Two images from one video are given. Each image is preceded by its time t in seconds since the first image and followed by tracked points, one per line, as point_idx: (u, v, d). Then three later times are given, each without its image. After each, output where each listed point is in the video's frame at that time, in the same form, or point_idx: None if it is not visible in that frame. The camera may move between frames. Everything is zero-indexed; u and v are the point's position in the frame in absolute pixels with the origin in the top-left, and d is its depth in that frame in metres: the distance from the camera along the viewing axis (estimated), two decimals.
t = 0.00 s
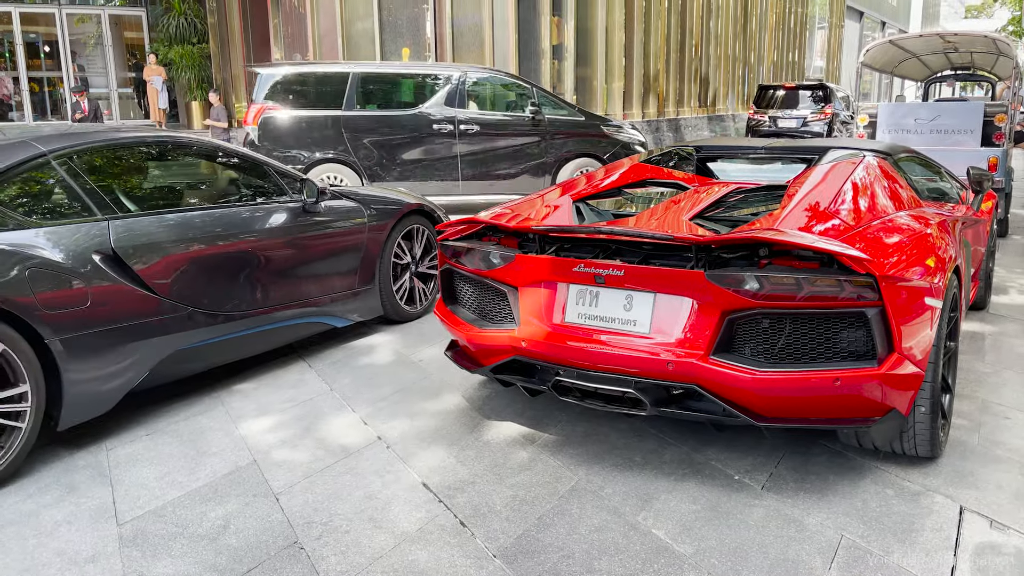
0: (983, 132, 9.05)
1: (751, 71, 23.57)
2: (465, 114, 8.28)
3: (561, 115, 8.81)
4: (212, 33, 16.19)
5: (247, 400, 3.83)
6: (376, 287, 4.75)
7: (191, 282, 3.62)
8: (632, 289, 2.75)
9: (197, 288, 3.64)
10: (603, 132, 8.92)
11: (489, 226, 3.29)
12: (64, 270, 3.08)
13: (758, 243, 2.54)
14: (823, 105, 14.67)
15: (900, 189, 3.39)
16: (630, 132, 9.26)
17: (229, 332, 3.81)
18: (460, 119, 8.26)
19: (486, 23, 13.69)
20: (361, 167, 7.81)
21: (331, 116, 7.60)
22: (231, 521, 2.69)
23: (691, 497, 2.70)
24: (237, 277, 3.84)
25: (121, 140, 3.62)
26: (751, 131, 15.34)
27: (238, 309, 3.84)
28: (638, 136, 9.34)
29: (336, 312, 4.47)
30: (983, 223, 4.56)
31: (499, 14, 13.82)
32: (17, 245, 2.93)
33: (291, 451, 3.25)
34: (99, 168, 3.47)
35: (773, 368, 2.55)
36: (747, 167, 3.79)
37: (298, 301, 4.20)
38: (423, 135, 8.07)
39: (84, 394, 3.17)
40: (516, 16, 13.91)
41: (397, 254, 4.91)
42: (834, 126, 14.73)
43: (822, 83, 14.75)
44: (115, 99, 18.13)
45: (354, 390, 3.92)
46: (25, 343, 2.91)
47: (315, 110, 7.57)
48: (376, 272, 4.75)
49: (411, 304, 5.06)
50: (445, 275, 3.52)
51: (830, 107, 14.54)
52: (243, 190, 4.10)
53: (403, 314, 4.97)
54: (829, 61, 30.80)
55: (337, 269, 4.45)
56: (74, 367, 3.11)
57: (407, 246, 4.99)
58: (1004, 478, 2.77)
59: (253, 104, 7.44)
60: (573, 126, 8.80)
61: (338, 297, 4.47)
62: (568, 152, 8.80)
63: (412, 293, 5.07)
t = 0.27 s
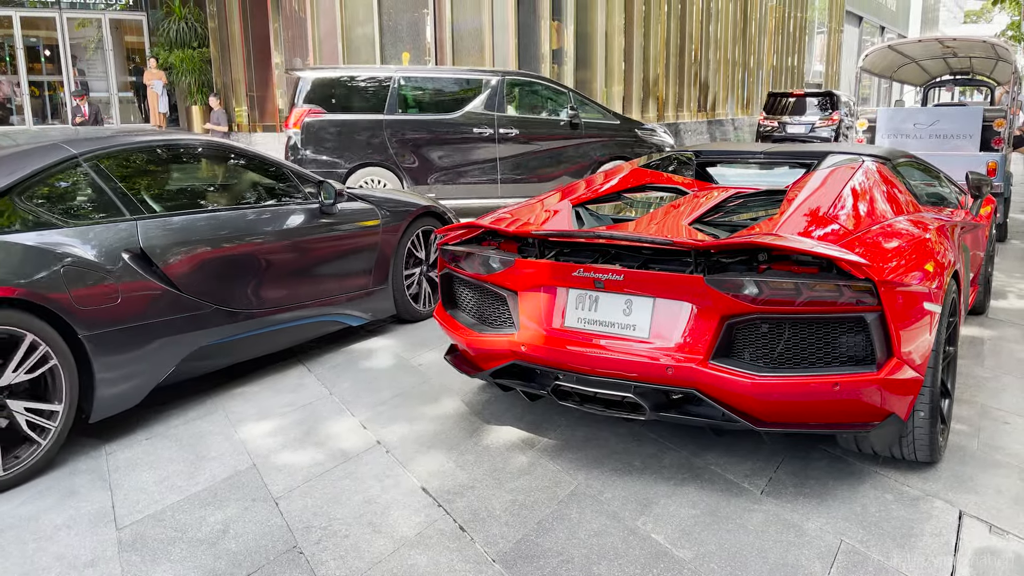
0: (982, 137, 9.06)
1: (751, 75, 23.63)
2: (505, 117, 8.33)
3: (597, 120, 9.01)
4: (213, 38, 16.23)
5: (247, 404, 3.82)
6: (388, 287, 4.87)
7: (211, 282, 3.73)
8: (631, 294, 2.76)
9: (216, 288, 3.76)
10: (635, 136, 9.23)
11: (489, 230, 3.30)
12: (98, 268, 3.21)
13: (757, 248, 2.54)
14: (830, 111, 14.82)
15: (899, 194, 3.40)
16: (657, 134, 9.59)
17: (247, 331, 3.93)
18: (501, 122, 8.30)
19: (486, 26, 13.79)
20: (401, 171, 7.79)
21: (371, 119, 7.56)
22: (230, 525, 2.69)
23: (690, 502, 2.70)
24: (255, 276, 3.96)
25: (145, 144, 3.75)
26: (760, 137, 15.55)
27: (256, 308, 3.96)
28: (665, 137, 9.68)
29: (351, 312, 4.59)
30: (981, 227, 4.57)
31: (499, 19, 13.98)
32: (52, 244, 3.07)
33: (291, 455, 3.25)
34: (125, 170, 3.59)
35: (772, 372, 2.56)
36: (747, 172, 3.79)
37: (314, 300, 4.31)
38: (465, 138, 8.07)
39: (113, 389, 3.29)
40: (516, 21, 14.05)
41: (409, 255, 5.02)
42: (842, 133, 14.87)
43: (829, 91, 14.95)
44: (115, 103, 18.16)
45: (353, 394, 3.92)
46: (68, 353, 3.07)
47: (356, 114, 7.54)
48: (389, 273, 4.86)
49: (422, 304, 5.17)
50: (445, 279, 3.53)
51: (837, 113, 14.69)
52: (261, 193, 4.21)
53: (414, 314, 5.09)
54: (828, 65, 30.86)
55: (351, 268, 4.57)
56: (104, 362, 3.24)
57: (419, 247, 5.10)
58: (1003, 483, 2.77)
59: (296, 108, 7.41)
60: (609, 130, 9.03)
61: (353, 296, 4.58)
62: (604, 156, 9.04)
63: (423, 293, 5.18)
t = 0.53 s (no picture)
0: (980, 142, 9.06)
1: (749, 80, 23.68)
2: (541, 121, 8.52)
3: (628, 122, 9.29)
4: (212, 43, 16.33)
5: (246, 409, 3.82)
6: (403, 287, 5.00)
7: (235, 280, 3.87)
8: (629, 299, 2.76)
9: (241, 287, 3.89)
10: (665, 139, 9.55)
11: (487, 235, 3.30)
12: (131, 267, 3.37)
13: (754, 253, 2.55)
14: (837, 117, 14.97)
15: (896, 199, 3.41)
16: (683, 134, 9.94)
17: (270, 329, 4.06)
18: (538, 126, 8.51)
19: (484, 31, 13.83)
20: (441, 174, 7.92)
21: (414, 122, 7.71)
22: (228, 531, 2.68)
23: (689, 506, 2.71)
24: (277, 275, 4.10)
25: (171, 148, 3.87)
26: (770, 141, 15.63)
27: (278, 306, 4.09)
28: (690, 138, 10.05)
29: (366, 311, 4.71)
30: (979, 231, 4.57)
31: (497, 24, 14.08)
32: (88, 245, 3.22)
33: (289, 461, 3.25)
34: (153, 173, 3.72)
35: (770, 377, 2.56)
36: (745, 177, 3.79)
37: (332, 299, 4.44)
38: (505, 141, 8.28)
39: (144, 386, 3.42)
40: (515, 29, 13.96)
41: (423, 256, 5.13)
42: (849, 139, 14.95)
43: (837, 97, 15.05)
44: (115, 108, 18.19)
45: (352, 399, 3.92)
46: (106, 356, 3.22)
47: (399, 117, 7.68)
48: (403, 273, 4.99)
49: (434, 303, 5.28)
50: (443, 284, 3.54)
51: (844, 119, 14.78)
52: (281, 196, 4.33)
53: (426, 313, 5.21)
54: (827, 69, 30.93)
55: (367, 269, 4.70)
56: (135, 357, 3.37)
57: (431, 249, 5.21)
58: (1001, 488, 2.77)
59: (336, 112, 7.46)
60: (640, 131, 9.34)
61: (369, 295, 4.71)
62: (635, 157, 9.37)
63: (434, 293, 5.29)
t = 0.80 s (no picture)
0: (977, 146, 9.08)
1: (747, 85, 23.75)
2: (575, 125, 9.25)
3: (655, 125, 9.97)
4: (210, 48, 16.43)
5: (244, 415, 3.82)
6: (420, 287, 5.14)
7: (260, 279, 4.01)
8: (627, 304, 2.76)
9: (265, 284, 4.03)
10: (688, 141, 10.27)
11: (486, 240, 3.31)
12: (163, 266, 3.53)
13: (752, 258, 2.55)
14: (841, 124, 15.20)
15: (894, 203, 3.42)
16: (704, 136, 10.62)
17: (291, 326, 4.18)
18: (570, 130, 9.22)
19: (483, 36, 13.80)
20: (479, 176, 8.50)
21: (455, 127, 8.25)
22: (227, 536, 2.68)
23: (687, 511, 2.70)
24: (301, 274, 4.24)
25: (198, 152, 4.04)
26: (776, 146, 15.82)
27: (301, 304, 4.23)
28: (711, 140, 10.75)
29: (384, 310, 4.84)
30: (977, 235, 4.58)
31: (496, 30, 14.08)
32: (122, 245, 3.39)
33: (288, 466, 3.24)
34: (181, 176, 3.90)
35: (768, 382, 2.57)
36: (743, 182, 3.80)
37: (352, 298, 4.58)
38: (542, 143, 8.98)
39: (175, 380, 3.57)
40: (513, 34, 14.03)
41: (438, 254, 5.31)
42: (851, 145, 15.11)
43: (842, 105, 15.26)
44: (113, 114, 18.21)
45: (351, 404, 3.92)
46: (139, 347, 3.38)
47: (440, 122, 8.17)
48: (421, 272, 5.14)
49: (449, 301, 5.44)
50: (442, 289, 3.54)
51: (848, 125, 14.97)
52: (302, 199, 4.47)
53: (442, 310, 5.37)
54: (825, 74, 31.01)
55: (384, 268, 4.82)
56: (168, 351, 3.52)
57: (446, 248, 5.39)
58: (999, 492, 2.77)
59: (378, 116, 7.81)
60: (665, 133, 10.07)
61: (387, 294, 4.83)
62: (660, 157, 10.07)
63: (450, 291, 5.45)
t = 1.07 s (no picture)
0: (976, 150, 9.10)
1: (746, 90, 23.81)
2: (607, 128, 9.61)
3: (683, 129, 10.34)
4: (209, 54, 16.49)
5: (244, 420, 3.82)
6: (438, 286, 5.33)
7: (286, 278, 4.18)
8: (626, 308, 2.77)
9: (290, 284, 4.21)
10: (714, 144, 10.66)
11: (485, 245, 3.32)
12: (200, 266, 3.72)
13: (751, 262, 2.56)
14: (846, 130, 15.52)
15: (892, 207, 3.43)
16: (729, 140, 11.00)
17: (311, 324, 4.33)
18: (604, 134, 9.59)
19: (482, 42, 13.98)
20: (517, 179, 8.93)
21: (494, 132, 8.66)
22: (226, 542, 2.68)
23: (687, 516, 2.70)
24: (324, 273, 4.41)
25: (227, 156, 4.23)
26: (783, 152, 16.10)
27: (324, 303, 4.41)
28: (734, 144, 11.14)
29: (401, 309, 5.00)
30: (976, 239, 4.59)
31: (495, 36, 14.19)
32: (161, 245, 3.59)
33: (287, 472, 3.24)
34: (211, 178, 4.09)
35: (768, 386, 2.57)
36: (742, 186, 3.80)
37: (372, 296, 4.75)
38: (577, 146, 9.34)
39: (206, 374, 3.74)
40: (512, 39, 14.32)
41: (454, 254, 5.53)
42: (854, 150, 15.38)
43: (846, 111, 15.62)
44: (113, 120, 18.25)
45: (350, 410, 3.92)
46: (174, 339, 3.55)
47: (483, 127, 8.61)
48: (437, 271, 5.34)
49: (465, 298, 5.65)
50: (441, 294, 3.54)
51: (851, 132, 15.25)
52: (324, 201, 4.64)
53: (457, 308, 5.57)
54: (823, 79, 31.10)
55: (401, 269, 4.97)
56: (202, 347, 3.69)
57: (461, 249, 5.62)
58: (999, 496, 2.77)
59: (420, 122, 8.28)
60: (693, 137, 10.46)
61: (405, 293, 5.00)
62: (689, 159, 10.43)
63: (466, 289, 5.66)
